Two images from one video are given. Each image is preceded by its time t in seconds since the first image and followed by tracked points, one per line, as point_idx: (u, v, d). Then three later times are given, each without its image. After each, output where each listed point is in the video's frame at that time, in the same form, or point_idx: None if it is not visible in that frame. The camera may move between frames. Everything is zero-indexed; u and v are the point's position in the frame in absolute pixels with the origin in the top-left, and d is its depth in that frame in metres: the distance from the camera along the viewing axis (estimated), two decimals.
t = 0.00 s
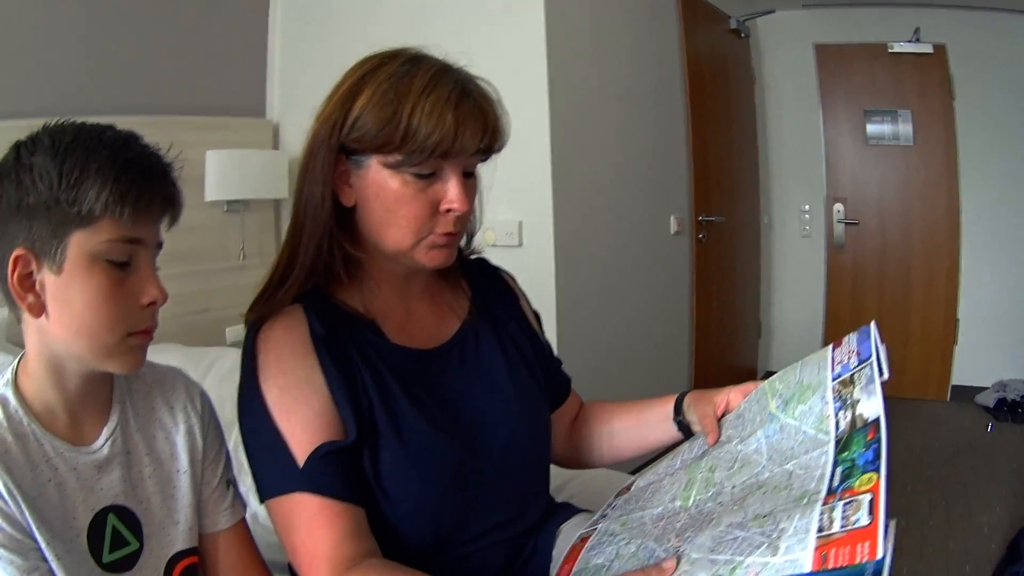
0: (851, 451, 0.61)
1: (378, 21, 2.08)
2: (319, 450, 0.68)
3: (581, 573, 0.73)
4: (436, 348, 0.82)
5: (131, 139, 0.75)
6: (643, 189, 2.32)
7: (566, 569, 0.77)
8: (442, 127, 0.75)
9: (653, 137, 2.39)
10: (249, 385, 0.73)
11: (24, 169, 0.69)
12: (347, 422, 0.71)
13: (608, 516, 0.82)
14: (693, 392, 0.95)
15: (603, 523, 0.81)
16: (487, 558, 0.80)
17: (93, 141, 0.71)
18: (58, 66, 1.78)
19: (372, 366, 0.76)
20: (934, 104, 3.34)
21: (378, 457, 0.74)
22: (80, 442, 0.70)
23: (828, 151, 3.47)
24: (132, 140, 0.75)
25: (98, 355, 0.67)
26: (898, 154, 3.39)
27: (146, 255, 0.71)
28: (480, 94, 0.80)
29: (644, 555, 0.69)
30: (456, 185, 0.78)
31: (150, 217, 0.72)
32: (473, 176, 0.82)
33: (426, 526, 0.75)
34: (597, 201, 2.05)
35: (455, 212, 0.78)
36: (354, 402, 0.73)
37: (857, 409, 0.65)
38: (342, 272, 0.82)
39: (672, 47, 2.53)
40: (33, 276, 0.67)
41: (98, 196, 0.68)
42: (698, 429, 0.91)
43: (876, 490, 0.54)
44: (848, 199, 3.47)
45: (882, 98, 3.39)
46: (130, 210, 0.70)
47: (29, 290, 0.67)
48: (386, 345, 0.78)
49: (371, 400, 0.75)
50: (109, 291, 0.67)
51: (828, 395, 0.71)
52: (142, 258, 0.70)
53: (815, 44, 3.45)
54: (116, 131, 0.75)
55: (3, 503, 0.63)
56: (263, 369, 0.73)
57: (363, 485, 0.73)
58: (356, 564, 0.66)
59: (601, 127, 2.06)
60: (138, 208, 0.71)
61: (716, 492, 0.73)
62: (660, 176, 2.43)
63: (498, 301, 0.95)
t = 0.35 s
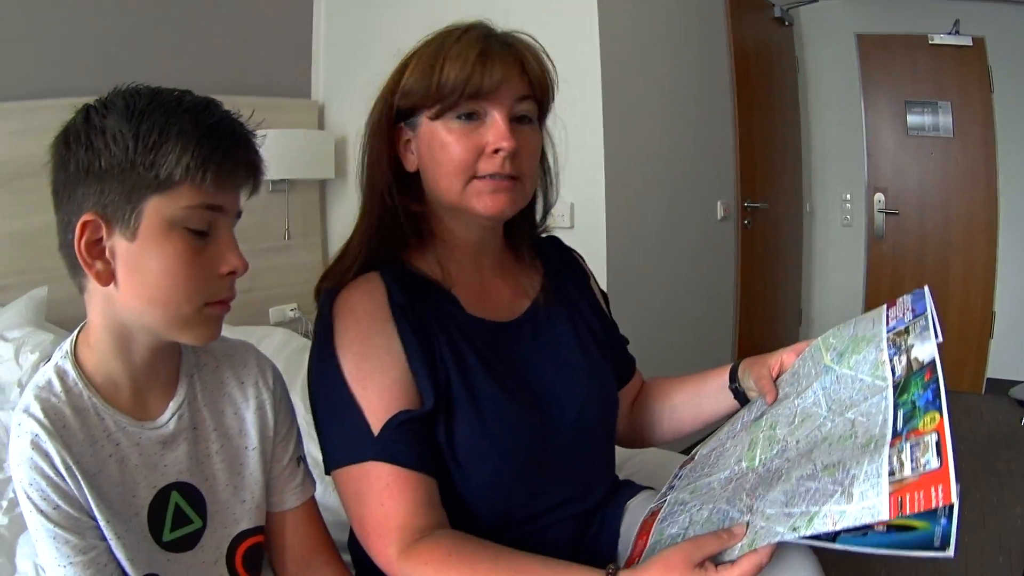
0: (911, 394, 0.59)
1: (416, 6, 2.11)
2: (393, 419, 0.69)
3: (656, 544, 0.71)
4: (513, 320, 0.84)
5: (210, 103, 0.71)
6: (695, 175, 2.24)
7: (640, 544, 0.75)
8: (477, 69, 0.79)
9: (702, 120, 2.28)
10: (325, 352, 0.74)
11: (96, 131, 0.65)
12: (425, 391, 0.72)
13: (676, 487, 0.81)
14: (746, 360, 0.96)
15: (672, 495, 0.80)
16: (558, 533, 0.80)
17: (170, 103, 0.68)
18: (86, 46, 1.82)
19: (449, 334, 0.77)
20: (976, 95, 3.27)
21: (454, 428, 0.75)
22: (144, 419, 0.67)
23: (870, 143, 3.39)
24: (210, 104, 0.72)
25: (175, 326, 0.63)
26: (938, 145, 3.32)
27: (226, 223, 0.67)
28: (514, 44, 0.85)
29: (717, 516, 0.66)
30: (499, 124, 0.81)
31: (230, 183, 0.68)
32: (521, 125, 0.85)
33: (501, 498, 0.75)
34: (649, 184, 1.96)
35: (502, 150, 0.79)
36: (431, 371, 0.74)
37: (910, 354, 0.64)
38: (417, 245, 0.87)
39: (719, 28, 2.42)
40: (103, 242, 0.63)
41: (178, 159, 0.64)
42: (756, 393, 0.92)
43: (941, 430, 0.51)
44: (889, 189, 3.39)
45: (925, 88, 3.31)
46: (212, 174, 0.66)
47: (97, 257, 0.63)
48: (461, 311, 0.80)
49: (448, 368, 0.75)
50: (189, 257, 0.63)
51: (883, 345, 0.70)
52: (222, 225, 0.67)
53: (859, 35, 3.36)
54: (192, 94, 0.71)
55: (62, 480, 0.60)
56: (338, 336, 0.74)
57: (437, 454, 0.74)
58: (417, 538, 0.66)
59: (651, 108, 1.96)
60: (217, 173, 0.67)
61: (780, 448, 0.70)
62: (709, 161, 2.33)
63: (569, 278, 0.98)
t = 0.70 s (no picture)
0: (936, 394, 0.56)
1: None
2: (423, 416, 0.70)
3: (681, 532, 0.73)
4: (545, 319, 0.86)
5: (244, 96, 0.72)
6: (709, 174, 2.23)
7: (668, 533, 0.78)
8: (485, 68, 0.81)
9: (715, 121, 2.28)
10: (358, 347, 0.75)
11: (131, 124, 0.65)
12: (457, 388, 0.73)
13: (699, 475, 0.82)
14: (760, 343, 0.98)
15: (696, 484, 0.81)
16: (585, 530, 0.82)
17: (205, 96, 0.68)
18: (94, 42, 1.83)
19: (481, 332, 0.79)
20: (985, 99, 3.28)
21: (486, 423, 0.76)
22: (176, 412, 0.67)
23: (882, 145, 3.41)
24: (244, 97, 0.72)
25: (211, 321, 0.63)
26: (947, 147, 3.32)
27: (263, 217, 0.68)
28: (525, 39, 0.85)
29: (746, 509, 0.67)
30: (511, 122, 0.82)
31: (266, 178, 0.69)
32: (536, 121, 0.84)
33: (531, 492, 0.76)
34: (662, 185, 1.96)
35: (513, 147, 0.80)
36: (463, 367, 0.76)
37: (936, 353, 0.59)
38: (447, 244, 0.88)
39: (733, 29, 2.41)
40: (137, 236, 0.63)
41: (216, 153, 0.65)
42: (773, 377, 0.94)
43: (966, 427, 0.50)
44: (900, 192, 3.40)
45: (935, 90, 3.31)
46: (250, 169, 0.67)
47: (131, 251, 0.63)
48: (491, 310, 0.81)
49: (481, 365, 0.77)
50: (227, 251, 0.63)
51: (906, 339, 0.65)
52: (259, 219, 0.67)
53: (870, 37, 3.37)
54: (225, 87, 0.71)
55: (92, 475, 0.60)
56: (372, 331, 0.75)
57: (467, 448, 0.75)
58: (441, 534, 0.68)
59: (666, 109, 1.96)
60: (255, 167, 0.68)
61: (805, 442, 0.69)
62: (723, 162, 2.33)
63: (600, 278, 1.00)
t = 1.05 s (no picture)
0: (941, 419, 0.58)
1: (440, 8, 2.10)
2: (443, 433, 0.70)
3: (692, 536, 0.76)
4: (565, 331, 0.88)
5: (264, 111, 0.72)
6: (718, 183, 2.23)
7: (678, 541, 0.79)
8: (491, 94, 0.82)
9: (726, 132, 2.29)
10: (379, 358, 0.76)
11: (152, 137, 0.65)
12: (476, 400, 0.74)
13: (710, 486, 0.83)
14: (765, 356, 0.99)
15: (708, 494, 0.82)
16: (604, 538, 0.84)
17: (227, 111, 0.68)
18: (108, 47, 1.84)
19: (502, 344, 0.80)
20: (995, 110, 3.28)
21: (506, 435, 0.77)
22: (195, 419, 0.67)
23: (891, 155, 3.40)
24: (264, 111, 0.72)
25: (234, 333, 0.64)
26: (956, 158, 3.32)
27: (284, 230, 0.69)
28: (530, 59, 0.85)
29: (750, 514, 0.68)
30: (520, 146, 0.82)
31: (287, 191, 0.70)
32: (546, 142, 0.85)
33: (548, 503, 0.77)
34: (674, 195, 1.96)
35: (522, 172, 0.81)
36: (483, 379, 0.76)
37: (942, 373, 0.62)
38: (465, 259, 0.89)
39: (745, 42, 2.42)
40: (158, 249, 0.64)
41: (240, 167, 0.65)
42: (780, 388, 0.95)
43: (972, 461, 0.51)
44: (909, 203, 3.40)
45: (944, 101, 3.32)
46: (272, 184, 0.67)
47: (153, 263, 0.63)
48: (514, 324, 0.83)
49: (501, 376, 0.78)
50: (250, 265, 0.64)
51: (913, 356, 0.69)
52: (280, 232, 0.68)
53: (880, 47, 3.37)
54: (245, 102, 0.72)
55: (112, 482, 0.60)
56: (393, 344, 0.76)
57: (486, 459, 0.76)
58: (454, 546, 0.69)
59: (678, 119, 1.96)
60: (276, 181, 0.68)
61: (810, 450, 0.70)
62: (734, 173, 2.33)
63: (618, 291, 1.03)
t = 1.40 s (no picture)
0: (940, 421, 0.61)
1: (436, 13, 2.11)
2: (448, 439, 0.71)
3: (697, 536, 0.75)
4: (565, 336, 0.89)
5: (263, 123, 0.72)
6: (715, 186, 2.23)
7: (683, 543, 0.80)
8: (482, 108, 0.82)
9: (723, 136, 2.29)
10: (383, 366, 0.77)
11: (151, 153, 0.66)
12: (479, 408, 0.75)
13: (716, 486, 0.84)
14: (764, 360, 0.99)
15: (713, 494, 0.83)
16: (607, 543, 0.84)
17: (225, 125, 0.69)
18: (108, 54, 1.85)
19: (506, 353, 0.81)
20: (990, 113, 3.28)
21: (510, 442, 0.77)
22: (203, 426, 0.68)
23: (886, 159, 3.41)
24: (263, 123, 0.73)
25: (241, 342, 0.64)
26: (951, 161, 3.32)
27: (287, 239, 0.69)
28: (520, 72, 0.86)
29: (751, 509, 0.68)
30: (514, 158, 0.83)
31: (289, 200, 0.70)
32: (540, 153, 0.86)
33: (550, 509, 0.78)
34: (671, 198, 1.97)
35: (517, 184, 0.82)
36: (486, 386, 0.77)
37: (942, 378, 0.65)
38: (466, 267, 0.90)
39: (741, 46, 2.43)
40: (162, 263, 0.64)
41: (240, 181, 0.66)
42: (779, 390, 0.95)
43: (970, 459, 0.54)
44: (904, 206, 3.41)
45: (939, 104, 3.32)
46: (274, 194, 0.68)
47: (157, 277, 0.64)
48: (516, 330, 0.84)
49: (505, 385, 0.78)
50: (253, 275, 0.64)
51: (914, 361, 0.70)
52: (283, 240, 0.68)
53: (873, 52, 3.39)
54: (244, 114, 0.72)
55: (121, 489, 0.60)
56: (397, 351, 0.77)
57: (490, 466, 0.77)
58: (460, 548, 0.70)
59: (675, 124, 1.97)
60: (277, 192, 0.68)
61: (808, 446, 0.71)
62: (730, 177, 2.34)
63: (618, 296, 1.04)
